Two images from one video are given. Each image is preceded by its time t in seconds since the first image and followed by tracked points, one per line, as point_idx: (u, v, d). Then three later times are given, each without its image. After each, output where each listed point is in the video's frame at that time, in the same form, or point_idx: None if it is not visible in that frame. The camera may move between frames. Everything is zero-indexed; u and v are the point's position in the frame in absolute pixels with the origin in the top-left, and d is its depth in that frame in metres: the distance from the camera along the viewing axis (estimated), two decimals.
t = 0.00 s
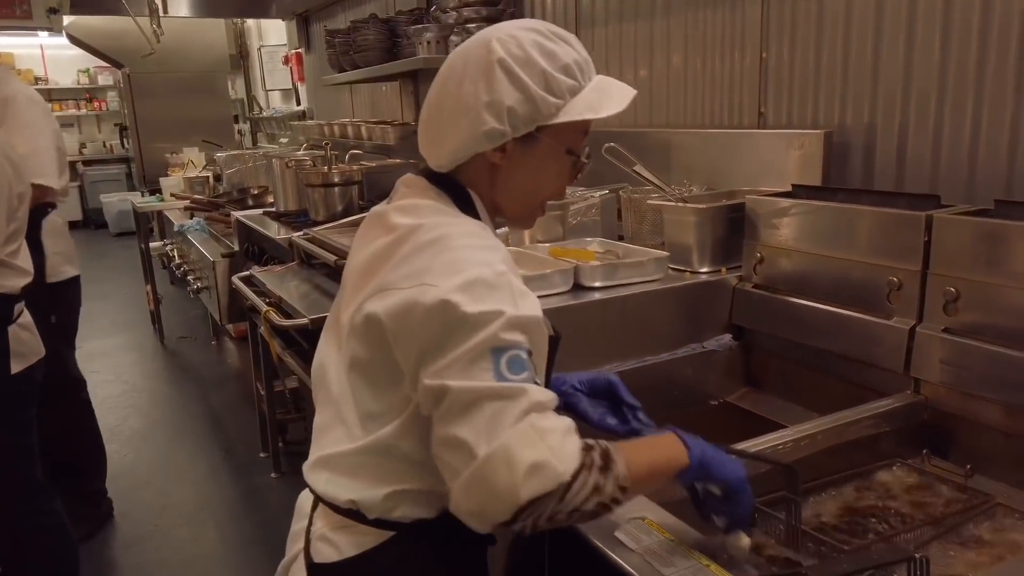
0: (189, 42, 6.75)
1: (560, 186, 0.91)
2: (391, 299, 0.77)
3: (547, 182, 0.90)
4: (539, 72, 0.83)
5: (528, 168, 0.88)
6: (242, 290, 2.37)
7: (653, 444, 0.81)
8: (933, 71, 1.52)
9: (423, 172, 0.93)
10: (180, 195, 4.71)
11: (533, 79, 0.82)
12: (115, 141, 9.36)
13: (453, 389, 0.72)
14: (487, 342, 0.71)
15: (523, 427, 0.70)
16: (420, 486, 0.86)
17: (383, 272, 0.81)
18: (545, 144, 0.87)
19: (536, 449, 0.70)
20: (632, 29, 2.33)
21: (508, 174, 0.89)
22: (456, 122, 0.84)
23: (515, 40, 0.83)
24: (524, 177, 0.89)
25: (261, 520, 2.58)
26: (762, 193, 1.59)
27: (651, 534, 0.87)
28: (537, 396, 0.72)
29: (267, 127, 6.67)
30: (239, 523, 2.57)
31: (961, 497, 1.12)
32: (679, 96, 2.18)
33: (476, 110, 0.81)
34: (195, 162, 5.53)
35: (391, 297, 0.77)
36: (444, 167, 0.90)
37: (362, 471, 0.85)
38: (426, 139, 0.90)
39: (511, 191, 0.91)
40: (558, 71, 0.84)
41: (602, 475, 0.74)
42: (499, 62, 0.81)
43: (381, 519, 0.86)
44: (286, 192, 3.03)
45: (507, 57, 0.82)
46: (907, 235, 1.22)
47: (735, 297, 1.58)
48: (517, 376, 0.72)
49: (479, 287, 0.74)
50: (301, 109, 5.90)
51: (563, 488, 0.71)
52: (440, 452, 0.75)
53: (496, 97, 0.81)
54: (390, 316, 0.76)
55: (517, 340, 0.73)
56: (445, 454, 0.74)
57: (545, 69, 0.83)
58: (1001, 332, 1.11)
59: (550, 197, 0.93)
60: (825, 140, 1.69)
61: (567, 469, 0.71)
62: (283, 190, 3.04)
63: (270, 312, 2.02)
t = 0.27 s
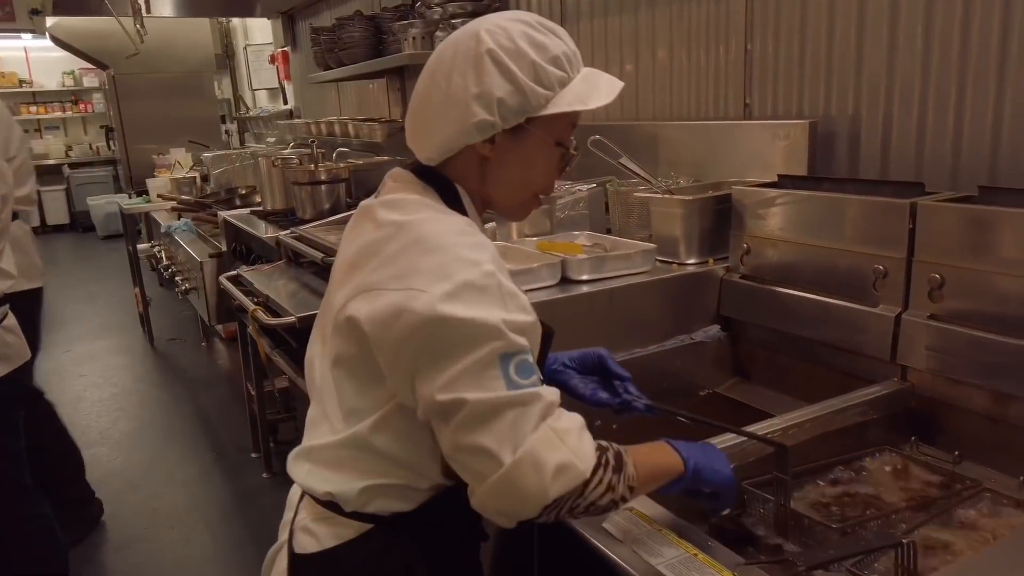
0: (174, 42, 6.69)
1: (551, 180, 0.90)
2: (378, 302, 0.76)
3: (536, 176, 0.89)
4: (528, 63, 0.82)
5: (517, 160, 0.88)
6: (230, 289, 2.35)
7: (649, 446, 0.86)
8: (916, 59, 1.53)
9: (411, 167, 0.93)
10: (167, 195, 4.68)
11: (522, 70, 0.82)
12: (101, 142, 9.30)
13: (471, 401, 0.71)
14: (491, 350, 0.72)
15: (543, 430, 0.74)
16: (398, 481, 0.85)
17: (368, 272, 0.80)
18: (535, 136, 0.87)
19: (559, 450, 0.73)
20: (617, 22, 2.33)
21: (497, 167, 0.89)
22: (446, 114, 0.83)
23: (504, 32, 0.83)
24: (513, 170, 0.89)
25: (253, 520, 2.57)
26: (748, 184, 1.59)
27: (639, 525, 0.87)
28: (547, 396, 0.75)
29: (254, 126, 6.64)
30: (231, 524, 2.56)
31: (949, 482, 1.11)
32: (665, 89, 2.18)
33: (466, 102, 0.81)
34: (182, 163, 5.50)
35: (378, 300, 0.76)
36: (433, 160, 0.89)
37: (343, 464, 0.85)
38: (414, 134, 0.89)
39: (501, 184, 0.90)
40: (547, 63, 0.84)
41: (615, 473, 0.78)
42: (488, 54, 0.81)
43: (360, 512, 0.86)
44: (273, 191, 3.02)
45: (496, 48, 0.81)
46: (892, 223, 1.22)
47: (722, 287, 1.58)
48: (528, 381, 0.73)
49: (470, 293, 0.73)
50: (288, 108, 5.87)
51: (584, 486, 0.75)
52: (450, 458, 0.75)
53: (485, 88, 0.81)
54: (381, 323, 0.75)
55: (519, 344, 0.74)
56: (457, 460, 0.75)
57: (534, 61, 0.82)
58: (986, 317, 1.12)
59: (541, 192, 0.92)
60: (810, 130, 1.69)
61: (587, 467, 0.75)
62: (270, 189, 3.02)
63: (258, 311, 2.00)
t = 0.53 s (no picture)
0: (149, 39, 6.67)
1: (525, 167, 0.90)
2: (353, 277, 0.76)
3: (509, 163, 0.88)
4: (498, 49, 0.81)
5: (489, 147, 0.87)
6: (210, 287, 2.33)
7: (598, 397, 0.82)
8: (891, 46, 1.53)
9: (386, 154, 0.92)
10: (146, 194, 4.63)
11: (492, 56, 0.81)
12: (79, 141, 9.19)
13: (406, 344, 0.70)
14: (443, 300, 0.70)
15: (475, 379, 0.69)
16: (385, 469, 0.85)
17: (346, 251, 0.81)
18: (506, 123, 0.86)
19: (491, 398, 0.69)
20: (596, 13, 2.32)
21: (469, 154, 0.88)
22: (417, 102, 0.83)
23: (473, 19, 0.82)
24: (485, 157, 0.88)
25: (239, 518, 2.56)
26: (727, 173, 1.59)
27: (621, 514, 0.87)
28: (490, 349, 0.72)
29: (234, 122, 6.58)
30: (217, 522, 2.55)
31: (928, 465, 1.13)
32: (645, 79, 2.18)
33: (436, 89, 0.80)
34: (161, 160, 5.44)
35: (354, 274, 0.76)
36: (407, 149, 0.89)
37: (333, 455, 0.85)
38: (388, 124, 0.89)
39: (474, 171, 0.89)
40: (517, 50, 0.83)
41: (553, 427, 0.74)
42: (458, 42, 0.81)
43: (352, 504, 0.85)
44: (253, 187, 2.99)
45: (465, 35, 0.81)
46: (869, 209, 1.23)
47: (704, 276, 1.58)
48: (473, 333, 0.71)
49: (433, 254, 0.73)
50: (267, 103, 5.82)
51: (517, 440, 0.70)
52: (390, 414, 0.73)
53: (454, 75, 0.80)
54: (352, 292, 0.75)
55: (471, 298, 0.72)
56: (394, 414, 0.73)
57: (503, 49, 0.81)
58: (964, 302, 1.13)
59: (516, 180, 0.91)
60: (788, 118, 1.69)
61: (518, 419, 0.70)
62: (250, 185, 3.00)
63: (238, 308, 1.99)
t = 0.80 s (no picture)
0: (119, 32, 6.57)
1: (480, 148, 0.87)
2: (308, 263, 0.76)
3: (462, 144, 0.86)
4: (438, 27, 0.81)
5: (440, 127, 0.86)
6: (185, 282, 2.31)
7: (577, 410, 0.82)
8: (863, 33, 1.54)
9: (349, 143, 0.93)
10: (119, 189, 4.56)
11: (431, 34, 0.81)
12: (50, 136, 9.02)
13: (365, 343, 0.70)
14: (400, 295, 0.70)
15: (432, 377, 0.69)
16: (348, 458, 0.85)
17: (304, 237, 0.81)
18: (453, 102, 0.84)
19: (451, 394, 0.69)
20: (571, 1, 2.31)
21: (422, 136, 0.87)
22: (363, 86, 0.84)
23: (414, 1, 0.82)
24: (436, 138, 0.87)
25: (219, 515, 2.54)
26: (703, 160, 1.59)
27: (597, 501, 0.88)
28: (451, 345, 0.71)
29: (208, 116, 6.49)
30: (197, 520, 2.53)
31: (902, 449, 1.14)
32: (620, 67, 2.18)
33: (379, 69, 0.81)
34: (134, 155, 5.36)
35: (309, 260, 0.76)
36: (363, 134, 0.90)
37: (295, 443, 0.85)
38: (345, 113, 0.90)
39: (429, 154, 0.88)
40: (456, 26, 0.82)
41: (516, 426, 0.73)
42: (397, 23, 0.81)
43: (313, 492, 0.86)
44: (227, 181, 2.95)
45: (404, 16, 0.81)
46: (842, 194, 1.23)
47: (680, 265, 1.59)
48: (432, 329, 0.70)
49: (389, 246, 0.72)
50: (242, 96, 5.74)
51: (474, 437, 0.69)
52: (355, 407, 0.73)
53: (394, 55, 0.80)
54: (307, 279, 0.75)
55: (429, 293, 0.72)
56: (360, 408, 0.73)
57: (442, 26, 0.81)
58: (936, 286, 1.14)
59: (474, 162, 0.89)
60: (762, 105, 1.70)
61: (477, 417, 0.69)
62: (224, 179, 2.96)
63: (213, 304, 1.97)
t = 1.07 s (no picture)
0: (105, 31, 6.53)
1: (457, 145, 0.87)
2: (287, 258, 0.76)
3: (438, 140, 0.86)
4: (410, 27, 0.81)
5: (417, 124, 0.86)
6: (172, 284, 2.30)
7: (577, 388, 0.83)
8: (846, 35, 1.56)
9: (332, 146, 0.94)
10: (106, 190, 4.53)
11: (403, 33, 0.81)
12: (35, 136, 8.96)
13: (347, 332, 0.70)
14: (378, 284, 0.70)
15: (416, 360, 0.70)
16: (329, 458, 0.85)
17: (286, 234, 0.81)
18: (428, 98, 0.85)
19: (435, 377, 0.69)
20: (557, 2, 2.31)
21: (399, 133, 0.88)
22: (340, 86, 0.85)
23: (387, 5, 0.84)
24: (412, 134, 0.87)
25: (208, 518, 2.53)
26: (689, 161, 1.60)
27: (584, 502, 0.88)
28: (434, 330, 0.71)
29: (195, 116, 6.46)
30: (185, 523, 2.52)
31: (886, 448, 1.15)
32: (607, 67, 2.19)
33: (353, 68, 0.82)
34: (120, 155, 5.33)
35: (288, 255, 0.77)
36: (344, 134, 0.90)
37: (278, 442, 0.86)
38: (324, 116, 0.91)
39: (407, 152, 0.88)
40: (428, 25, 0.82)
41: (506, 405, 0.74)
42: (370, 25, 0.82)
43: (295, 492, 0.87)
44: (214, 181, 2.95)
45: (377, 18, 0.82)
46: (826, 194, 1.25)
47: (667, 265, 1.60)
48: (411, 315, 0.71)
49: (367, 239, 0.72)
50: (229, 95, 5.71)
51: (463, 415, 0.70)
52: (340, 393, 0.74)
53: (367, 55, 0.81)
54: (288, 275, 0.76)
55: (407, 280, 0.72)
56: (347, 395, 0.73)
57: (415, 25, 0.82)
58: (919, 284, 1.15)
59: (451, 159, 0.88)
60: (747, 106, 1.71)
61: (465, 395, 0.70)
62: (212, 180, 2.95)
63: (201, 305, 1.96)
